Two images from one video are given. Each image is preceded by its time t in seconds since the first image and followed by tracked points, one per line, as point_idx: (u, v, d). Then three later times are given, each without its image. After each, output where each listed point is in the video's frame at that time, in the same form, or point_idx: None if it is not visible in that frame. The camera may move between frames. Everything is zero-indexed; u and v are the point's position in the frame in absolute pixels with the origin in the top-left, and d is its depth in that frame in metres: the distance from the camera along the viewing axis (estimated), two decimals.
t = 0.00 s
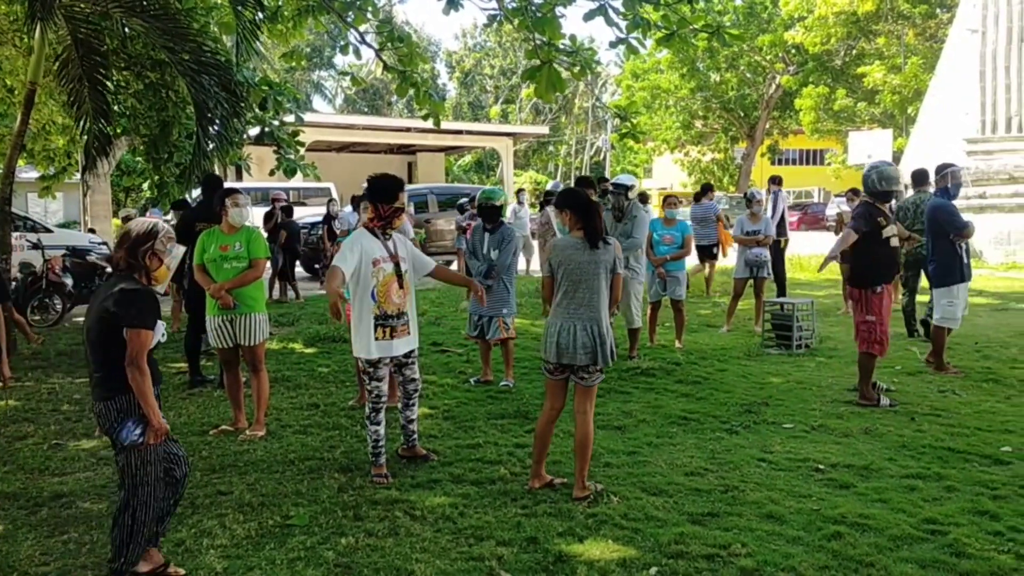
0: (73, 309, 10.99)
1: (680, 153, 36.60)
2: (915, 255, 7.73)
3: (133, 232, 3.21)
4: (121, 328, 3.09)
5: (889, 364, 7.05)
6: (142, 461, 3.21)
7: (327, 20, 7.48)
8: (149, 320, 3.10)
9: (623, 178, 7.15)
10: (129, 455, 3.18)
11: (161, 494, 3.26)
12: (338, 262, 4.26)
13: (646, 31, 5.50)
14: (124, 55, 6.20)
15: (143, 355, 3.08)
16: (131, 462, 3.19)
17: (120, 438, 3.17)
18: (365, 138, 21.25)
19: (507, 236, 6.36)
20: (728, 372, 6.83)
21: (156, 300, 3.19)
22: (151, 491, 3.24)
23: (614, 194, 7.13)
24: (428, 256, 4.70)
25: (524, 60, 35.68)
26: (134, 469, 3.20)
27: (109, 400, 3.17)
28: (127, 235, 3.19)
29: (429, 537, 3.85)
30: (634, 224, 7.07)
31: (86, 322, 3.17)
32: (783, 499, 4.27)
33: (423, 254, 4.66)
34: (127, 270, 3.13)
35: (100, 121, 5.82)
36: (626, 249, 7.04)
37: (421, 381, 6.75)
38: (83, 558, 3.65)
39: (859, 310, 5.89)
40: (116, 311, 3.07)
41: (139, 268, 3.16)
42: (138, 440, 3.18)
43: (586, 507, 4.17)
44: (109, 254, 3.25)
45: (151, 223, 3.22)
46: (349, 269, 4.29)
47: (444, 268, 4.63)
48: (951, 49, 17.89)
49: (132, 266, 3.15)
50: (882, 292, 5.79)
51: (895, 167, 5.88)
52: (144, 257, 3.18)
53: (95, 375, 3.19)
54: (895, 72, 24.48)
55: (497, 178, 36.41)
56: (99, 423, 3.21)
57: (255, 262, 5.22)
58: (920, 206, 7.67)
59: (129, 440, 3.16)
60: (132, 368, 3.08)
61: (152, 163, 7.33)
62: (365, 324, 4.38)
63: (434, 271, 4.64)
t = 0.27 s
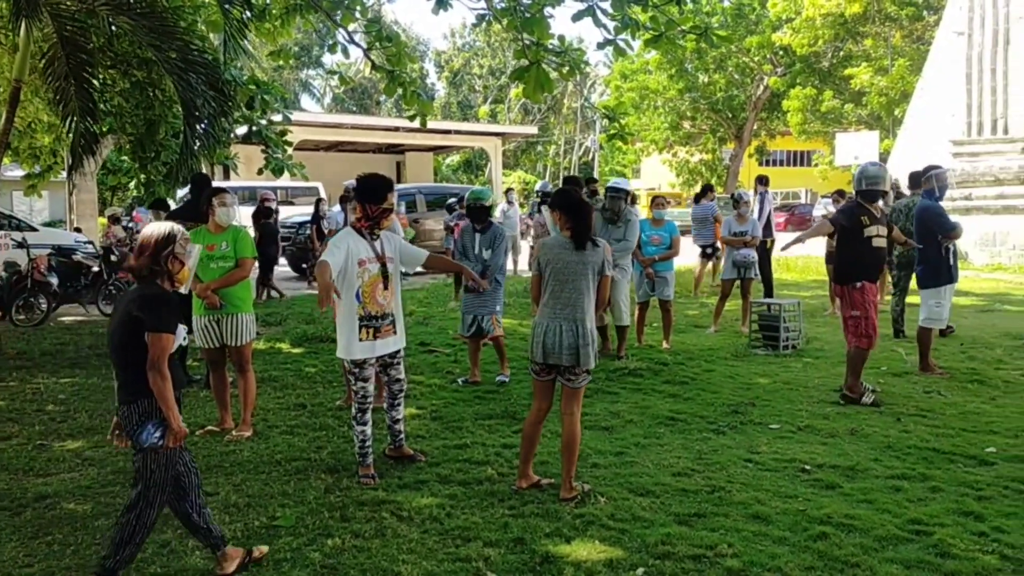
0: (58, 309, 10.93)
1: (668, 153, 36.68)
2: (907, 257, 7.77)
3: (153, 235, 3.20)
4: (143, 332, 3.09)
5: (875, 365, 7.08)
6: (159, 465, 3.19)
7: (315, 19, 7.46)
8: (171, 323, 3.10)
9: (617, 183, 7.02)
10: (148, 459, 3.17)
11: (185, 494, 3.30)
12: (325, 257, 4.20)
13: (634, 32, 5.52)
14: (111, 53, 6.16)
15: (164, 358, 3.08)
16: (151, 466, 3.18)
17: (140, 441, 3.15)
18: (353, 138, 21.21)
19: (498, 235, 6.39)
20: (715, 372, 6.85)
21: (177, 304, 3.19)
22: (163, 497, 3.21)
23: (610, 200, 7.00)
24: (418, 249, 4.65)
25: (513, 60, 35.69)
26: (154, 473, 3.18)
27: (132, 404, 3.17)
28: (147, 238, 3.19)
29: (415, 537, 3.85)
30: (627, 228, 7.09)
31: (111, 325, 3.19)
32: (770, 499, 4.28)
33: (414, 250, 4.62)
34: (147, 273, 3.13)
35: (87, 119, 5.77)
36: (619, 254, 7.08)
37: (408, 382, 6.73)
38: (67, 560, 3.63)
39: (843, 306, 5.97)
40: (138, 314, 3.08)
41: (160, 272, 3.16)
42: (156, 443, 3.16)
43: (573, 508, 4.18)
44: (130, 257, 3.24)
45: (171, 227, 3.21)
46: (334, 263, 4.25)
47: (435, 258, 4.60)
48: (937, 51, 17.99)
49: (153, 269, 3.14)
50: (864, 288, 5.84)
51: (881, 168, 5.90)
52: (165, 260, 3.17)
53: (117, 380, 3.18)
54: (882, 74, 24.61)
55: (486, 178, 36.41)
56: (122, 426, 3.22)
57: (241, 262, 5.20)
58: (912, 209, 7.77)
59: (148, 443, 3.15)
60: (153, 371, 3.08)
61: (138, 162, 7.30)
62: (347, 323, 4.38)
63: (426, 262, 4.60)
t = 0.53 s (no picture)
0: (40, 308, 10.85)
1: (653, 154, 36.78)
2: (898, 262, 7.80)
3: (179, 227, 3.25)
4: (172, 323, 3.15)
5: (858, 365, 7.13)
6: (187, 453, 3.26)
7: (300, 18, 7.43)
8: (199, 315, 3.16)
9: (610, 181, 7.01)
10: (179, 447, 3.25)
11: (212, 483, 3.34)
12: (308, 272, 4.20)
13: (619, 32, 5.53)
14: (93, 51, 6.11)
15: (193, 349, 3.15)
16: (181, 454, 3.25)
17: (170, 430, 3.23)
18: (338, 137, 21.14)
19: (494, 235, 6.38)
20: (700, 372, 6.88)
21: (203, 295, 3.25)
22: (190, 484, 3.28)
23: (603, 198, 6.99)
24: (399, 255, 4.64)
25: (499, 59, 35.68)
26: (186, 461, 3.26)
27: (161, 395, 3.23)
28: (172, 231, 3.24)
29: (399, 538, 3.84)
30: (619, 226, 7.13)
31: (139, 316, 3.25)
32: (753, 499, 4.30)
33: (393, 255, 4.62)
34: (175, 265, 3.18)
35: (69, 118, 5.68)
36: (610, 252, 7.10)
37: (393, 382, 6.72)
38: (48, 561, 3.59)
39: (825, 305, 6.08)
40: (167, 306, 3.14)
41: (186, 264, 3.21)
42: (185, 432, 3.23)
43: (557, 508, 4.18)
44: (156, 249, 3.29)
45: (193, 219, 3.24)
46: (320, 276, 4.24)
47: (415, 268, 4.63)
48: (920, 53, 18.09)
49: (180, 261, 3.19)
50: (845, 290, 5.92)
51: (860, 168, 5.93)
52: (191, 252, 3.22)
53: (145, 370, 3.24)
54: (866, 76, 24.79)
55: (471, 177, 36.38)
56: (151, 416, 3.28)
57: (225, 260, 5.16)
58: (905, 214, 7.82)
59: (177, 431, 3.21)
60: (183, 361, 3.14)
61: (120, 161, 7.24)
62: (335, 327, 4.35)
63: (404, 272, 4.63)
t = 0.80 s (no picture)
0: (19, 311, 10.74)
1: (637, 154, 36.86)
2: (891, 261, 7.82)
3: (190, 229, 3.42)
4: (183, 320, 3.29)
5: (840, 363, 7.17)
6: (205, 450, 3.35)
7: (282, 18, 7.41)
8: (209, 312, 3.28)
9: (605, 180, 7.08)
10: (195, 443, 3.35)
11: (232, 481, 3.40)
12: (295, 287, 4.16)
13: (602, 33, 5.54)
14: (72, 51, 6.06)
15: (202, 344, 3.27)
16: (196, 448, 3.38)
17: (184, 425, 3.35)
18: (321, 137, 21.07)
19: (486, 235, 6.37)
20: (683, 371, 6.90)
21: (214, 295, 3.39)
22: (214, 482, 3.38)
23: (597, 195, 7.06)
24: (374, 263, 4.71)
25: (483, 59, 35.65)
26: (204, 458, 3.36)
27: (175, 391, 3.35)
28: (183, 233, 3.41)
29: (383, 540, 3.83)
30: (613, 226, 7.17)
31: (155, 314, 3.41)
32: (735, 497, 4.32)
33: (370, 265, 4.66)
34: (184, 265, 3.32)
35: (48, 118, 5.64)
36: (605, 251, 7.13)
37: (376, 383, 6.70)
38: (28, 566, 3.56)
39: (805, 304, 6.12)
40: (179, 305, 3.28)
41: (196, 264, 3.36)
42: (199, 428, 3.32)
43: (541, 508, 4.18)
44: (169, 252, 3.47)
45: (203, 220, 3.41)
46: (307, 287, 4.21)
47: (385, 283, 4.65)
48: (901, 53, 18.17)
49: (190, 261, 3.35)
50: (827, 290, 5.97)
51: (840, 168, 5.97)
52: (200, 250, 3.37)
53: (161, 369, 3.38)
54: (847, 76, 24.95)
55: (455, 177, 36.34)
56: (166, 411, 3.42)
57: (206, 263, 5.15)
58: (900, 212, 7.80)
59: (190, 427, 3.31)
60: (193, 357, 3.26)
61: (101, 162, 7.19)
62: (323, 332, 4.34)
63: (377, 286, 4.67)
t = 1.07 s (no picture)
0: None
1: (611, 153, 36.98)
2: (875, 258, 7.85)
3: (184, 227, 3.35)
4: (181, 321, 3.22)
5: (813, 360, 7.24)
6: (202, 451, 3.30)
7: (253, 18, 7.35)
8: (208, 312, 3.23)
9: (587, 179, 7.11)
10: (191, 444, 3.28)
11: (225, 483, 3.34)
12: (272, 290, 4.14)
13: (574, 33, 5.55)
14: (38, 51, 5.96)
15: (202, 346, 3.22)
16: (193, 450, 3.31)
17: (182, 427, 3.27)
18: (294, 138, 20.93)
19: (463, 236, 6.38)
20: (658, 370, 6.93)
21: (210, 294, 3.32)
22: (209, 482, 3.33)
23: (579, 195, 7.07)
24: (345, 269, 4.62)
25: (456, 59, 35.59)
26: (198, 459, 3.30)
27: (170, 393, 3.27)
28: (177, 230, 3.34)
29: (357, 542, 3.81)
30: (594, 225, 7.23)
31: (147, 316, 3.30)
32: (709, 494, 4.35)
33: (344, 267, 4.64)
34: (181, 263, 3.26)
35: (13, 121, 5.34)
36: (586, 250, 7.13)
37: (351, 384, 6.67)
38: None
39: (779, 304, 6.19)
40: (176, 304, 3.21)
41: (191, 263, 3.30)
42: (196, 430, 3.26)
43: (516, 508, 4.18)
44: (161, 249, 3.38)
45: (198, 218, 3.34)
46: (284, 290, 4.19)
47: (355, 287, 4.63)
48: (871, 52, 18.23)
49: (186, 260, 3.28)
50: (800, 288, 6.08)
51: (811, 168, 6.04)
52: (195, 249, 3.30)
53: (154, 369, 3.29)
54: (818, 75, 25.19)
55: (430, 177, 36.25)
56: (160, 414, 3.32)
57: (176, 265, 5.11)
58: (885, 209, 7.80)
59: (189, 429, 3.25)
60: (193, 359, 3.21)
61: (69, 163, 7.10)
62: (297, 332, 4.31)
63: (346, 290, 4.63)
